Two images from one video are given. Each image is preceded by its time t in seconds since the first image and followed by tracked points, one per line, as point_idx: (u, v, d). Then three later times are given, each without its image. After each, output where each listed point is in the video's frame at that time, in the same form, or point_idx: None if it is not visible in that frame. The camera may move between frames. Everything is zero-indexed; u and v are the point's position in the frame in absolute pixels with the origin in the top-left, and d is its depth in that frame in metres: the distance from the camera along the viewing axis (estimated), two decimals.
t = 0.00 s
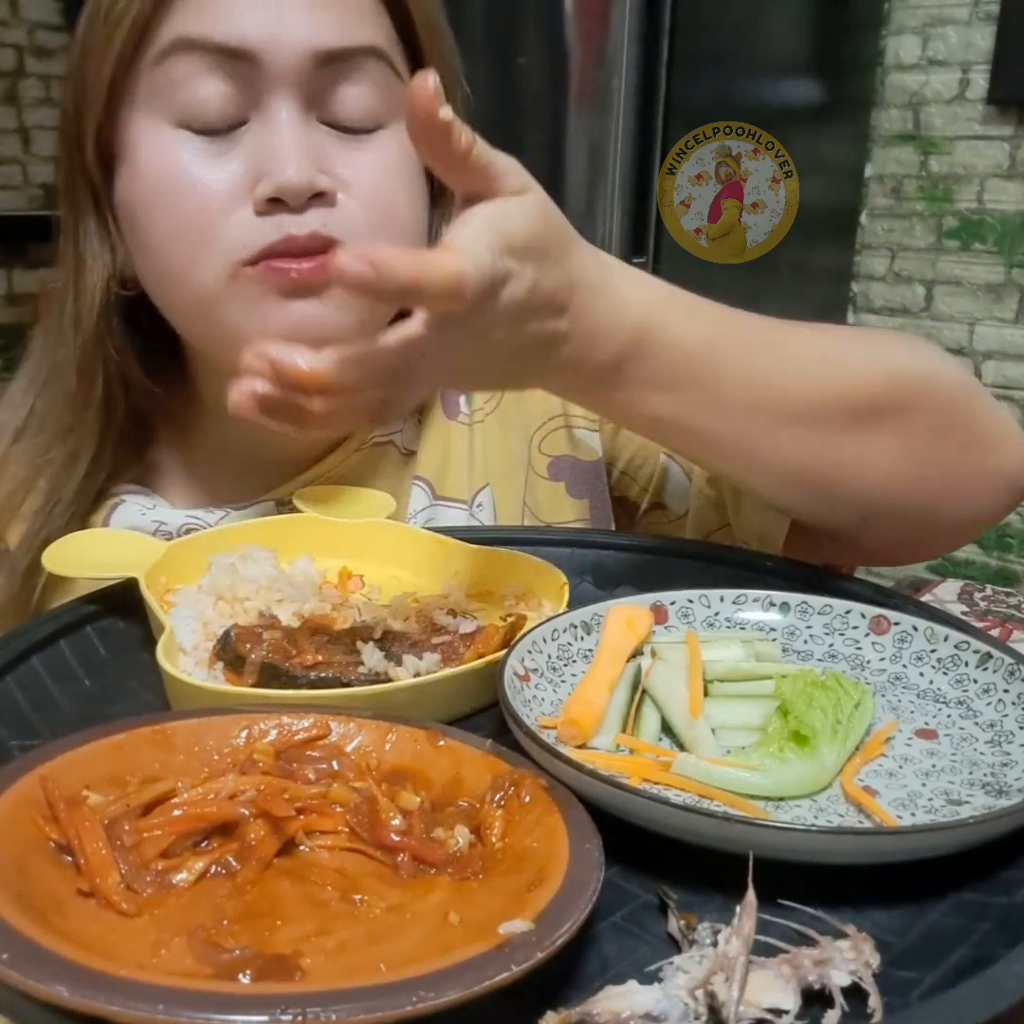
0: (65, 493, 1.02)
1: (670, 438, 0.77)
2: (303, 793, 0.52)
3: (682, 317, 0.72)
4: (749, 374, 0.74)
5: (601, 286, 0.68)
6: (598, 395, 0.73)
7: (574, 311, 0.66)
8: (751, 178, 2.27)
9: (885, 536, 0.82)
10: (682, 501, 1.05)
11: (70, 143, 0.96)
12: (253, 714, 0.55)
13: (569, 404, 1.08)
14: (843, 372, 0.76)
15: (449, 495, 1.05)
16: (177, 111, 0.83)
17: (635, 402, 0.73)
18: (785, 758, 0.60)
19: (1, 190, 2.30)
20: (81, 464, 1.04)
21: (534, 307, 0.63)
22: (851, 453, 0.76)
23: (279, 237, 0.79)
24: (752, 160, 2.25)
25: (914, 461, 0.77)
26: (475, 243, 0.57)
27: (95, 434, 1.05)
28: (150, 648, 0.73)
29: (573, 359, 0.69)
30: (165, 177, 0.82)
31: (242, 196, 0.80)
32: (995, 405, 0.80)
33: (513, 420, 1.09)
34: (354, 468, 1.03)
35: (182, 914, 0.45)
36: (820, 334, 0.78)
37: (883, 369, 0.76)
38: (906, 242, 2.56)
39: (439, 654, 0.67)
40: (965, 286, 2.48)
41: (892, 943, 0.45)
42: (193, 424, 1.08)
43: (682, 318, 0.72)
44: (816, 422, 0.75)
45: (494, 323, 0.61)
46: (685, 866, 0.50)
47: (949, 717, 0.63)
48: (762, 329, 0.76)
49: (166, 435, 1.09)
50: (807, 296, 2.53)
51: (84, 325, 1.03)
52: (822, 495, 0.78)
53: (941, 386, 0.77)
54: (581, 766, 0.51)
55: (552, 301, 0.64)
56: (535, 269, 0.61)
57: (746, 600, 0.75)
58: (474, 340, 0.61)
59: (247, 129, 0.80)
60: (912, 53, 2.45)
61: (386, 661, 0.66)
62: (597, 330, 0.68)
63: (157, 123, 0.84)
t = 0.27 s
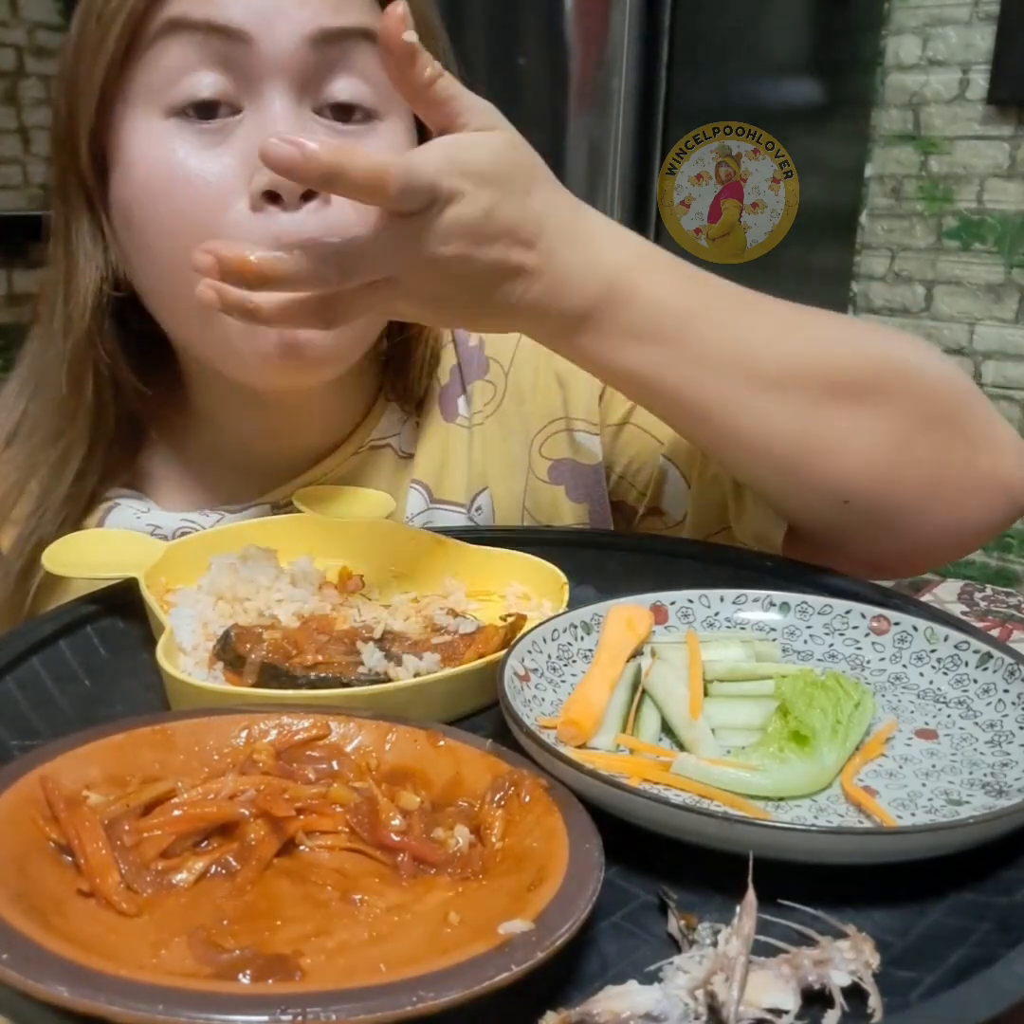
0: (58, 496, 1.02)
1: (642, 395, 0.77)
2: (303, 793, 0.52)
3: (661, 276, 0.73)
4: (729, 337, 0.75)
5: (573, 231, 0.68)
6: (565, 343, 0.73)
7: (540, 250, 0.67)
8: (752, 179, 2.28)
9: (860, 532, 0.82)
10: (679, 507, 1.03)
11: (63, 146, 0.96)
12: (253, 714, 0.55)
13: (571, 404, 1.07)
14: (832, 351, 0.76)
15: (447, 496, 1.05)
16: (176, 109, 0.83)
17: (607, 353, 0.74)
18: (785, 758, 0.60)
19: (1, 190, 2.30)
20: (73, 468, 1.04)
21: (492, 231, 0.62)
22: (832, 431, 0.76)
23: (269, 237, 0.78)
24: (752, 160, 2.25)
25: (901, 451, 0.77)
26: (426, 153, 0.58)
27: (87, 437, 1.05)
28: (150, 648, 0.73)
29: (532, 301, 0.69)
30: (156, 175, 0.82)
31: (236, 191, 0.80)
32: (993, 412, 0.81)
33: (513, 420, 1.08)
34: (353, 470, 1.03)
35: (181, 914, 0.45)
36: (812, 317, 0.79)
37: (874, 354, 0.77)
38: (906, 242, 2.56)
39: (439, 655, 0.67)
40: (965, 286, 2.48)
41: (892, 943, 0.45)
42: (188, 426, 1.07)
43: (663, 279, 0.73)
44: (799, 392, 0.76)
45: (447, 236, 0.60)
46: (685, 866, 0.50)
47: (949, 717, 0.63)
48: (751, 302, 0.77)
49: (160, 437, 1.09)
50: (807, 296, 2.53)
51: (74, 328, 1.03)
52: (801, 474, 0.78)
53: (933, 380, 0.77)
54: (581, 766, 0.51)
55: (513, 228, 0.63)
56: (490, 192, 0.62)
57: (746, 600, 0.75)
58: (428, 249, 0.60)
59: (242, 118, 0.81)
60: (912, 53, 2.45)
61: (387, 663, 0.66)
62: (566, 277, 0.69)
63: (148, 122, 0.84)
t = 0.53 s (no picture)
0: (59, 497, 1.02)
1: (614, 387, 0.77)
2: (303, 793, 0.52)
3: (630, 269, 0.73)
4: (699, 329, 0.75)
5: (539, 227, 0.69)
6: (537, 333, 0.74)
7: (505, 246, 0.67)
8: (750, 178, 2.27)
9: (838, 530, 0.81)
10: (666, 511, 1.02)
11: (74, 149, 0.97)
12: (253, 714, 0.55)
13: (564, 404, 1.05)
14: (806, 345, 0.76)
15: (445, 495, 1.06)
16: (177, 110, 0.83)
17: (577, 344, 0.74)
18: (785, 758, 0.60)
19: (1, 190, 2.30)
20: (75, 470, 1.04)
21: (452, 229, 0.64)
22: (804, 425, 0.76)
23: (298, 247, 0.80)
24: (752, 160, 2.25)
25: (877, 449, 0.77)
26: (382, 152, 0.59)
27: (89, 439, 1.05)
28: (150, 648, 0.73)
29: (499, 295, 0.69)
30: (175, 181, 0.83)
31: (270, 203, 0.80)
32: (981, 412, 0.80)
33: (508, 420, 1.07)
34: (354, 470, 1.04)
35: (181, 914, 0.45)
36: (789, 312, 0.79)
37: (850, 350, 0.77)
38: (906, 242, 2.56)
39: (439, 655, 0.67)
40: (965, 286, 2.48)
41: (892, 943, 0.45)
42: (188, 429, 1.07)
43: (632, 271, 0.73)
44: (769, 385, 0.76)
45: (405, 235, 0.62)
46: (685, 866, 0.50)
47: (949, 717, 0.63)
48: (724, 296, 0.77)
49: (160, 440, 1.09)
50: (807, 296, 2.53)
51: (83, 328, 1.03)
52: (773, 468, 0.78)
53: (913, 378, 0.77)
54: (581, 766, 0.51)
55: (474, 225, 0.65)
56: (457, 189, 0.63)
57: (746, 600, 0.75)
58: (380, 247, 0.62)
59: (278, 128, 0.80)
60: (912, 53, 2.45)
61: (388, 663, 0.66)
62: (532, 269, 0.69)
63: (165, 127, 0.85)
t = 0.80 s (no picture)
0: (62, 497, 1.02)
1: (669, 418, 0.77)
2: (303, 793, 0.52)
3: (704, 302, 0.72)
4: (761, 366, 0.75)
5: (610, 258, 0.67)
6: (610, 366, 0.72)
7: (587, 282, 0.66)
8: (752, 179, 2.28)
9: (869, 556, 0.83)
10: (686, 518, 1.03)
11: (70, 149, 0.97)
12: (253, 714, 0.55)
13: (579, 411, 1.07)
14: (858, 379, 0.76)
15: (450, 496, 1.05)
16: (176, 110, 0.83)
17: (638, 377, 0.73)
18: (785, 758, 0.60)
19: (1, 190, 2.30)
20: (78, 470, 1.04)
21: (537, 261, 0.62)
22: (853, 460, 0.77)
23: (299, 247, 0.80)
24: (752, 160, 2.25)
25: (915, 479, 0.78)
26: (487, 184, 0.59)
27: (92, 439, 1.05)
28: (150, 648, 0.73)
29: (579, 331, 0.68)
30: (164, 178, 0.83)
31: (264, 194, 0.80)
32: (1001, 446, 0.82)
33: (520, 425, 1.09)
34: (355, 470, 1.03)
35: (181, 914, 0.45)
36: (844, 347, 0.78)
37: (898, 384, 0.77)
38: (906, 242, 2.56)
39: (439, 655, 0.67)
40: (965, 286, 2.48)
41: (892, 943, 0.45)
42: (187, 426, 1.07)
43: (701, 303, 0.72)
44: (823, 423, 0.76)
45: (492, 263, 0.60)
46: (684, 866, 0.50)
47: (949, 717, 0.63)
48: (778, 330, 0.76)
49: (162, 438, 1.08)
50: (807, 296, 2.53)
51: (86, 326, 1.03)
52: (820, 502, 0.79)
53: (951, 412, 0.78)
54: (581, 766, 0.51)
55: (557, 263, 0.63)
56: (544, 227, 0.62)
57: (746, 600, 0.75)
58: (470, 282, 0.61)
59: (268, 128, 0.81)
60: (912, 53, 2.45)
61: (388, 662, 0.66)
62: (606, 305, 0.68)
63: (157, 124, 0.84)
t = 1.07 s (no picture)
0: (62, 495, 1.03)
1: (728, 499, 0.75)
2: (303, 792, 0.52)
3: (772, 390, 0.69)
4: (826, 443, 0.72)
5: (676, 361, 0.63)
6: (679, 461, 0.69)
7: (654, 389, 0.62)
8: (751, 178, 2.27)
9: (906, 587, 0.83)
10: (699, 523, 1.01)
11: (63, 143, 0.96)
12: (252, 714, 0.55)
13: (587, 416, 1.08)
14: (908, 432, 0.75)
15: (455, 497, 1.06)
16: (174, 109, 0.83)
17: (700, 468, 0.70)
18: (785, 757, 0.60)
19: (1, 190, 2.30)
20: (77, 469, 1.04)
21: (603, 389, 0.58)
22: (895, 511, 0.77)
23: (284, 227, 0.80)
24: (752, 160, 2.25)
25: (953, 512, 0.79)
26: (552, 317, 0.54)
27: (92, 436, 1.05)
28: (150, 648, 0.73)
29: (653, 434, 0.64)
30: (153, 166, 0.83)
31: (247, 178, 0.80)
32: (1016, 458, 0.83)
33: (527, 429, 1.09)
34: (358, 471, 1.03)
35: (181, 914, 0.45)
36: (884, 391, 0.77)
37: (942, 425, 0.76)
38: (906, 242, 2.56)
39: (439, 655, 0.67)
40: (965, 286, 2.49)
41: (892, 943, 0.45)
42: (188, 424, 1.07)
43: (768, 388, 0.68)
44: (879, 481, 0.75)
45: (568, 395, 0.55)
46: (684, 866, 0.50)
47: (949, 717, 0.63)
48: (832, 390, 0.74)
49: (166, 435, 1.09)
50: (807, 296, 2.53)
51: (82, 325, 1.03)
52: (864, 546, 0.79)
53: (984, 445, 0.78)
54: (581, 766, 0.51)
55: (629, 387, 0.59)
56: (618, 344, 0.57)
57: (746, 600, 0.75)
58: (544, 425, 0.55)
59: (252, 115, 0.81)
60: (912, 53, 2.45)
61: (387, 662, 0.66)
62: (678, 407, 0.64)
63: (145, 114, 0.84)
